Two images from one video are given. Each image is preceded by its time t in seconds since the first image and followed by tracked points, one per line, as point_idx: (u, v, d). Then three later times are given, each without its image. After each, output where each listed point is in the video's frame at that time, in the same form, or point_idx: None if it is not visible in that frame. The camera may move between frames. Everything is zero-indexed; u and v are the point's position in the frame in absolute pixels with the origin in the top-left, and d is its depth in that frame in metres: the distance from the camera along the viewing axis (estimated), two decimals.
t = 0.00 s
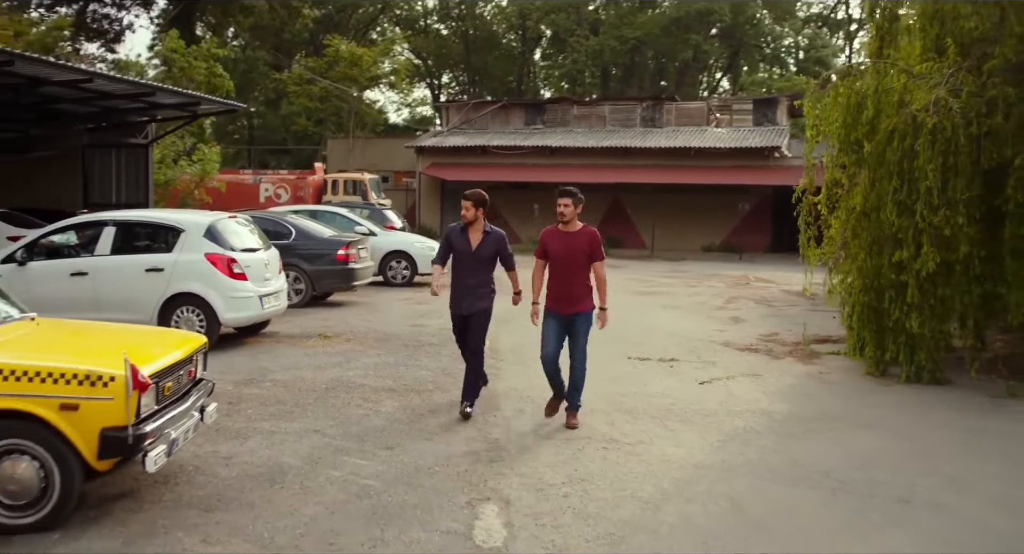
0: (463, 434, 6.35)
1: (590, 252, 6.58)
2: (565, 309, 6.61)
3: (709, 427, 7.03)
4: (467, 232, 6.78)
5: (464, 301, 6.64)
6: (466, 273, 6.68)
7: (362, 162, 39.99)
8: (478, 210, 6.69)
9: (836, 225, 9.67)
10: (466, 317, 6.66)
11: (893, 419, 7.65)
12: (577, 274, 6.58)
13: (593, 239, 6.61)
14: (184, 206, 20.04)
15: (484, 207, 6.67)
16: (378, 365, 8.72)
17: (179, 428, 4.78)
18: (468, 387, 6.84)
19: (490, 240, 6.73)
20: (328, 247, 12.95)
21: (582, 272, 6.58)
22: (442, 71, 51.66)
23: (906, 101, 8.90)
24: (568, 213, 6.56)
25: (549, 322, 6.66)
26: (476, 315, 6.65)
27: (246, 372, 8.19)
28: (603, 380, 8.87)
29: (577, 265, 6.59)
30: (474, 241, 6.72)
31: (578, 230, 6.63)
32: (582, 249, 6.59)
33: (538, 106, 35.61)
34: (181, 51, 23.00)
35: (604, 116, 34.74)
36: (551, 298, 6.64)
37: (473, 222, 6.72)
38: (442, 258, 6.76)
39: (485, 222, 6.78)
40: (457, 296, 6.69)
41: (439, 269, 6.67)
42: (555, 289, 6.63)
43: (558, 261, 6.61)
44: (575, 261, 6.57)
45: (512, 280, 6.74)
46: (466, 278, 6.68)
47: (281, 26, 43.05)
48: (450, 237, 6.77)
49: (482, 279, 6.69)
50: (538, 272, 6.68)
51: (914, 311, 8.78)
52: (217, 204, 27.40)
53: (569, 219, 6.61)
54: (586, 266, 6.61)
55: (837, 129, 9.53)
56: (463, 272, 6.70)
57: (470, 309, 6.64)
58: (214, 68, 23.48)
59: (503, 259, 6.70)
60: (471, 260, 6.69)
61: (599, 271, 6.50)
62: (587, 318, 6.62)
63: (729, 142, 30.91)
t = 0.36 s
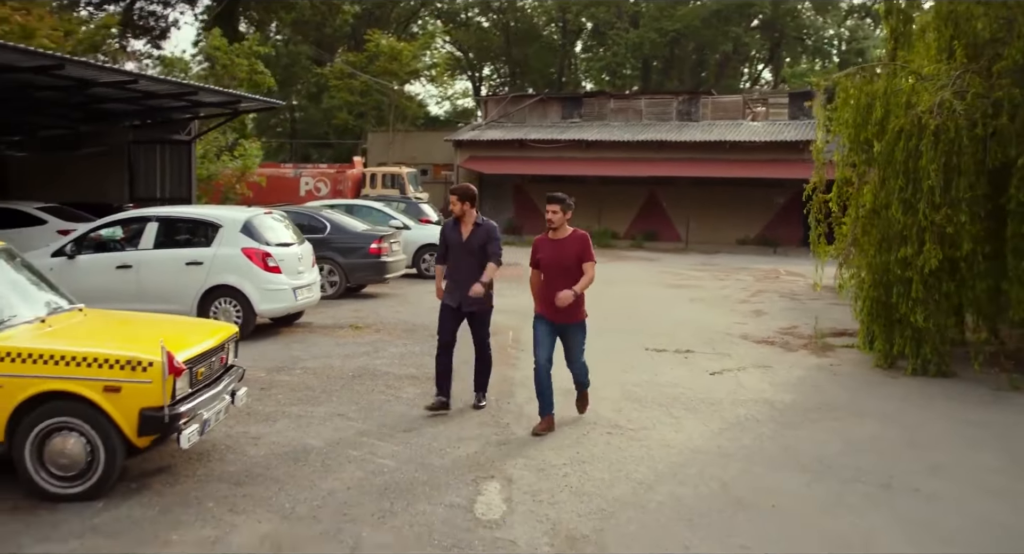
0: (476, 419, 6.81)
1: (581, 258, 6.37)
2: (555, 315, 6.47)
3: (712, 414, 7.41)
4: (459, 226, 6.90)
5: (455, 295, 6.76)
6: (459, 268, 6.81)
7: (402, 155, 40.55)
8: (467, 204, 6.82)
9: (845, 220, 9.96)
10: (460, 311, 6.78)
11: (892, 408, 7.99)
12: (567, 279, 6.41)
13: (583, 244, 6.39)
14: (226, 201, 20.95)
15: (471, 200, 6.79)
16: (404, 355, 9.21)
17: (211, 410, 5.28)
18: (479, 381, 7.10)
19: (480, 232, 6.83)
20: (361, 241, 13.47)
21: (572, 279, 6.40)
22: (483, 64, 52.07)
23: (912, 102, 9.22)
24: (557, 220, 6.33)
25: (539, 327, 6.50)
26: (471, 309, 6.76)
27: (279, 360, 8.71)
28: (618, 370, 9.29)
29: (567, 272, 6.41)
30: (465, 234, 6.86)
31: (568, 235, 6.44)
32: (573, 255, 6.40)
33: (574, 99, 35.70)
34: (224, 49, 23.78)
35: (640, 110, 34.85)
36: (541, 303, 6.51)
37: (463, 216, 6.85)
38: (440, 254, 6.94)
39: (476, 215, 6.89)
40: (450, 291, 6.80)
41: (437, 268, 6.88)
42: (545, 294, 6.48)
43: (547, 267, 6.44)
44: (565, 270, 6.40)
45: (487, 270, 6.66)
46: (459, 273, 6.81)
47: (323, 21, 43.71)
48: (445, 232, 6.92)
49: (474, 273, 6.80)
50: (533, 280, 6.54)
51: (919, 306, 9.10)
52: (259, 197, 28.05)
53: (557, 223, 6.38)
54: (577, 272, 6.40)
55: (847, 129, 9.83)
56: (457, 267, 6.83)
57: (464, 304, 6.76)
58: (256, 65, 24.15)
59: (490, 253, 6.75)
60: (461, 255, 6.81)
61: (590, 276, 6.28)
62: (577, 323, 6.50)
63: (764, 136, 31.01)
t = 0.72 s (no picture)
0: (491, 406, 7.24)
1: (573, 258, 6.35)
2: (540, 317, 6.41)
3: (716, 404, 7.79)
4: (437, 227, 6.91)
5: (439, 295, 6.76)
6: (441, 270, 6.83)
7: (443, 149, 41.03)
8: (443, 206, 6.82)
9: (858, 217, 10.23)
10: (440, 310, 6.78)
11: (894, 398, 8.30)
12: (557, 281, 6.36)
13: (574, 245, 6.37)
14: (269, 194, 21.37)
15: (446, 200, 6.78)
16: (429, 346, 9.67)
17: (240, 394, 5.76)
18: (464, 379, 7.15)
19: (456, 231, 6.83)
20: (393, 235, 13.94)
21: (562, 281, 6.37)
22: (525, 58, 52.44)
23: (920, 102, 9.46)
24: (547, 222, 6.31)
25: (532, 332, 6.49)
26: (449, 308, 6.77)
27: (311, 350, 9.21)
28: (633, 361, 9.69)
29: (557, 273, 6.36)
30: (442, 233, 6.87)
31: (558, 237, 6.38)
32: (563, 258, 6.35)
33: (613, 94, 36.01)
34: (267, 47, 24.43)
35: (678, 104, 35.02)
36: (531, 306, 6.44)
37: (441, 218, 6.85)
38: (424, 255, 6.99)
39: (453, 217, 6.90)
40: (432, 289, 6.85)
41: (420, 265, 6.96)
42: (536, 298, 6.44)
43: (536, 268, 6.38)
44: (555, 271, 6.35)
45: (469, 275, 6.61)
46: (440, 271, 6.83)
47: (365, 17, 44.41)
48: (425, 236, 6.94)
49: (455, 274, 6.81)
50: (511, 278, 6.36)
51: (925, 301, 9.39)
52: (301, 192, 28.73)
53: (549, 227, 6.36)
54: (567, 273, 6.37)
55: (861, 130, 10.10)
56: (438, 266, 6.85)
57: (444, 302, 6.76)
58: (296, 63, 24.81)
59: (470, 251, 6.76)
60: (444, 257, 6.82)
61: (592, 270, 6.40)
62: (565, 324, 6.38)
63: (801, 131, 31.05)
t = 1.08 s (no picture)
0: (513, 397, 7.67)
1: (562, 259, 6.21)
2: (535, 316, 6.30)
3: (731, 397, 8.15)
4: (429, 235, 6.78)
5: (425, 304, 6.65)
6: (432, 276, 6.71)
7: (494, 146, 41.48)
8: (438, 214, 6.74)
9: (880, 217, 10.46)
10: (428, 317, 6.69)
11: (908, 393, 8.58)
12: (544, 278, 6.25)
13: (562, 241, 6.24)
14: (318, 192, 21.99)
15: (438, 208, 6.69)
16: (461, 340, 10.11)
17: (276, 381, 6.25)
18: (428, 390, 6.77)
19: (449, 241, 6.71)
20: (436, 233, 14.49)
21: (554, 280, 6.24)
22: (576, 54, 52.77)
23: (938, 105, 9.72)
24: (534, 219, 6.21)
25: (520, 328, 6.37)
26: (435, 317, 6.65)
27: (350, 343, 9.71)
28: (658, 355, 10.06)
29: (549, 270, 6.24)
30: (433, 242, 6.75)
31: (547, 233, 6.29)
32: (554, 256, 6.23)
33: (660, 92, 36.02)
34: (317, 48, 25.08)
35: (726, 102, 34.79)
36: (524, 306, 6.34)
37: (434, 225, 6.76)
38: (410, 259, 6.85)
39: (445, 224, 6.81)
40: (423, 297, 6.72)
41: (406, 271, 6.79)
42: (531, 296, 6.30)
43: (525, 265, 6.31)
44: (548, 269, 6.24)
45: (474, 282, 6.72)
46: (429, 279, 6.70)
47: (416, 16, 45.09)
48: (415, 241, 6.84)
49: (446, 281, 6.69)
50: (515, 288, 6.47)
51: (943, 300, 9.67)
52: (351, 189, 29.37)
53: (537, 223, 6.26)
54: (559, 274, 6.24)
55: (884, 131, 10.31)
56: (428, 274, 6.72)
57: (430, 310, 6.65)
58: (346, 64, 25.44)
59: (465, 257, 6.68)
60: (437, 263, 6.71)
61: (572, 277, 6.13)
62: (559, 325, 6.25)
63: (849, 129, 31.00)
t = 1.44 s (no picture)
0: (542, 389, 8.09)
1: (541, 262, 6.18)
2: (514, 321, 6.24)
3: (753, 391, 8.48)
4: (416, 232, 7.07)
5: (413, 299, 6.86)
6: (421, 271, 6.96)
7: (549, 144, 41.88)
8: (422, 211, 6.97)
9: (909, 217, 10.65)
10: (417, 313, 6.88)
11: (928, 390, 8.83)
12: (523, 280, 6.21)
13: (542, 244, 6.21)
14: (372, 191, 22.58)
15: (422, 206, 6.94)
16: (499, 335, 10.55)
17: (316, 370, 6.75)
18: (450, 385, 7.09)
19: (433, 236, 6.99)
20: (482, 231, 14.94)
21: (533, 285, 6.21)
22: (634, 52, 52.93)
23: (963, 109, 9.96)
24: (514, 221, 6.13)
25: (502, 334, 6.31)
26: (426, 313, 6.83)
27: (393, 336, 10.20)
28: (689, 350, 10.41)
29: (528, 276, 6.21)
30: (420, 238, 7.03)
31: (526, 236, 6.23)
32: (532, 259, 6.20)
33: (714, 91, 36.04)
34: (373, 50, 25.69)
35: (779, 100, 34.84)
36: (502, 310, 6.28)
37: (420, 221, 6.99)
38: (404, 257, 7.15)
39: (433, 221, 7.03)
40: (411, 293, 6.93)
41: (398, 269, 7.08)
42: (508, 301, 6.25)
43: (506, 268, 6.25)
44: (527, 274, 6.20)
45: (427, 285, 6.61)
46: (418, 275, 6.94)
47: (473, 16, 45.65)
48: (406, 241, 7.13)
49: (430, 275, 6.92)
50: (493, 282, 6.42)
51: (969, 299, 9.90)
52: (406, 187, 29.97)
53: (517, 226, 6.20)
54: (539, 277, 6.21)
55: (912, 132, 10.44)
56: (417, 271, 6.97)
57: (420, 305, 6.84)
58: (400, 64, 25.97)
59: (441, 254, 6.87)
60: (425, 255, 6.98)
61: (555, 280, 6.11)
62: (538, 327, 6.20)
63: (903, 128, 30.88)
